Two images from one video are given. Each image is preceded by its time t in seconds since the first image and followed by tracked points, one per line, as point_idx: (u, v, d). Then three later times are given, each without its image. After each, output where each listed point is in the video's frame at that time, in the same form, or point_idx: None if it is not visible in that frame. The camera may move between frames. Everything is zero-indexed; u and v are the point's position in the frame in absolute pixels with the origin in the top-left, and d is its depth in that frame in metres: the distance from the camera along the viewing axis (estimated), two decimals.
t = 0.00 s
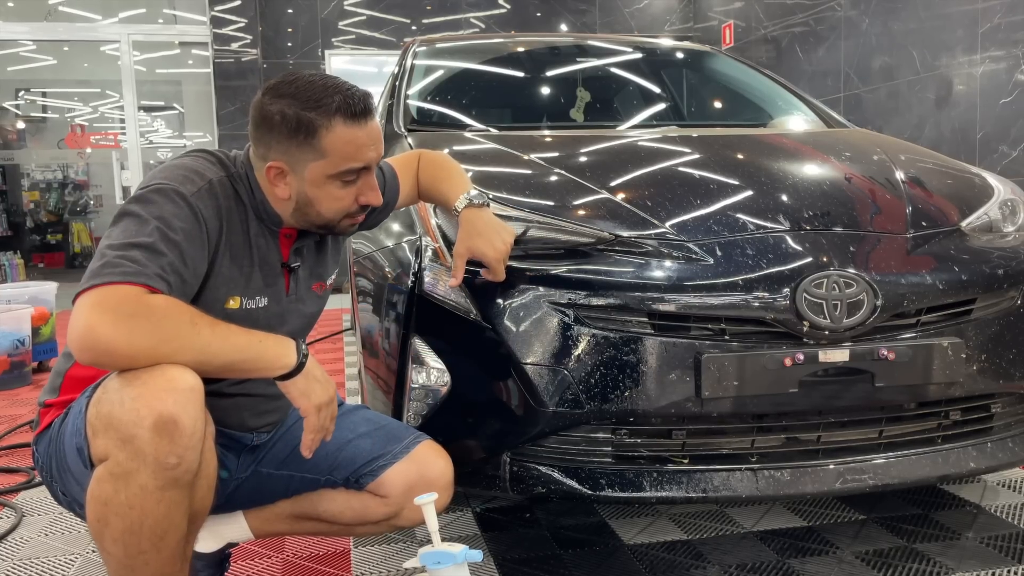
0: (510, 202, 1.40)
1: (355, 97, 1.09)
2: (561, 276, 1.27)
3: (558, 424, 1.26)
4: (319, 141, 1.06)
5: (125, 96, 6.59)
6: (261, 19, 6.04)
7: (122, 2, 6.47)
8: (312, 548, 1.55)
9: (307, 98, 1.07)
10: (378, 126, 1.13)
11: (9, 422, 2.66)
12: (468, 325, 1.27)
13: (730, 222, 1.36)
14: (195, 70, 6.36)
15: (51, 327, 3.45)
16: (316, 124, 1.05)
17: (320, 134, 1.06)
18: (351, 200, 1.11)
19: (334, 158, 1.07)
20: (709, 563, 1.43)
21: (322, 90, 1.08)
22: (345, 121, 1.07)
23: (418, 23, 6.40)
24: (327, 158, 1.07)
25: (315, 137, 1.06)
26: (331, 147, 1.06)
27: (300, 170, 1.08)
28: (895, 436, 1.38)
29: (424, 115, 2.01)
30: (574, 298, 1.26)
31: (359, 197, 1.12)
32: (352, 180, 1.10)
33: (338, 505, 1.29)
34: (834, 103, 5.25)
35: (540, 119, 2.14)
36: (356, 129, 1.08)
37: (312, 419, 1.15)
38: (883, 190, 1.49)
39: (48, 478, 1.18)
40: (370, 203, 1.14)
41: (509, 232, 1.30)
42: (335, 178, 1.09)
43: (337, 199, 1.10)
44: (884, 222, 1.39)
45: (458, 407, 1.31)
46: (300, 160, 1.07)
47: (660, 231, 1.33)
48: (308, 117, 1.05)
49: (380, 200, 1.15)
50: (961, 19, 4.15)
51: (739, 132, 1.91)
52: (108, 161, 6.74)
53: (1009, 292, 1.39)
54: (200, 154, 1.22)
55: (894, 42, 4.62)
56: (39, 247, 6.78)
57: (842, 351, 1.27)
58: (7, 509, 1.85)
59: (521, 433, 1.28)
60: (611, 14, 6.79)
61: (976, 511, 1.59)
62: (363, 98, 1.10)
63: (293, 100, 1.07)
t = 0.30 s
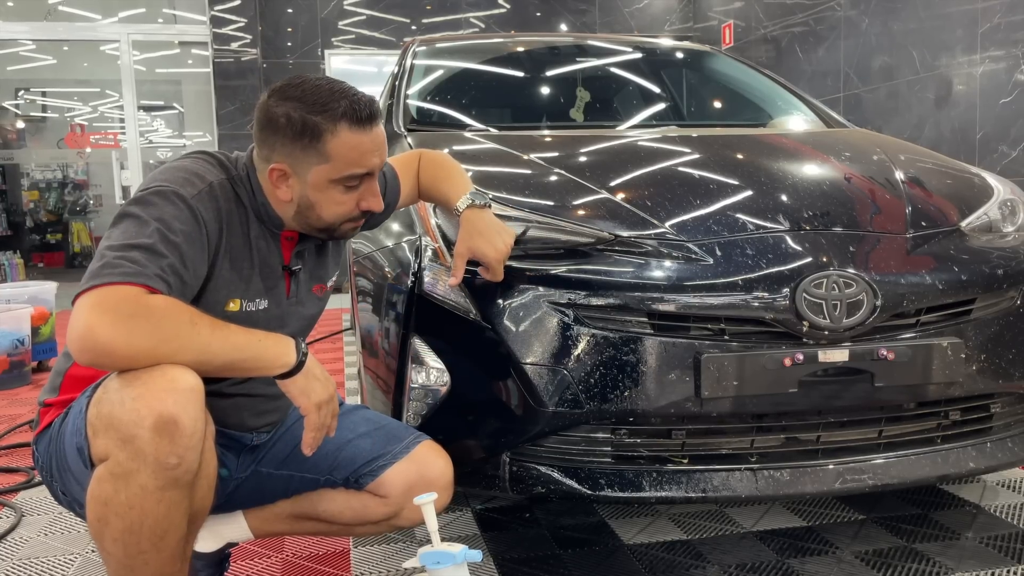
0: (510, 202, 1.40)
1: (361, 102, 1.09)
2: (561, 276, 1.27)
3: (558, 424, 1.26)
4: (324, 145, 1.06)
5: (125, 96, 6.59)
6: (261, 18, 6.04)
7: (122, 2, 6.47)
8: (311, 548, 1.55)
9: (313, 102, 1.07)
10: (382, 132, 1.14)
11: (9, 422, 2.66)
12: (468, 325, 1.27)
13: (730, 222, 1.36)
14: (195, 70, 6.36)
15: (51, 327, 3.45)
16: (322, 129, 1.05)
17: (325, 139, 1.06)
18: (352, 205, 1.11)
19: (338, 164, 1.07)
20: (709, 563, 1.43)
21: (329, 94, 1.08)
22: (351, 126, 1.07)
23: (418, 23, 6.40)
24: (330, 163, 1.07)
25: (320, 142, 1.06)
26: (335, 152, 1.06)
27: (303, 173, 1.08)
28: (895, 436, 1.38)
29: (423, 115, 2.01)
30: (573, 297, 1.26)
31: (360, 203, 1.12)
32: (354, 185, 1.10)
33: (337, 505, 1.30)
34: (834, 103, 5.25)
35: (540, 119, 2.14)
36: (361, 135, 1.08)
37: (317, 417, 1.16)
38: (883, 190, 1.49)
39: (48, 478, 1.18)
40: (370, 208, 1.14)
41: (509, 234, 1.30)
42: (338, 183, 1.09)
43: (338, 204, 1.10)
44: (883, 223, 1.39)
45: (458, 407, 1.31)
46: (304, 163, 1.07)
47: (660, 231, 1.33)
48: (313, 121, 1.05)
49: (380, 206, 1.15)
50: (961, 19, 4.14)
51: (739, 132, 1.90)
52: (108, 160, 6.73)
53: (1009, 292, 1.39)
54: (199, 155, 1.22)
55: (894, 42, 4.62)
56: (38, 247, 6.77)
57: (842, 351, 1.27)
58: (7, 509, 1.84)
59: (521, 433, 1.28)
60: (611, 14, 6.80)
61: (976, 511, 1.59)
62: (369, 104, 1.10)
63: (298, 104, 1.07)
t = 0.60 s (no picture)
0: (510, 202, 1.40)
1: (387, 91, 1.09)
2: (561, 276, 1.27)
3: (558, 424, 1.26)
4: (347, 126, 1.05)
5: (125, 96, 6.59)
6: (260, 18, 6.04)
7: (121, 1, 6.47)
8: (311, 548, 1.55)
9: (340, 86, 1.06)
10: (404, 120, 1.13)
11: (9, 422, 2.65)
12: (468, 324, 1.27)
13: (730, 221, 1.36)
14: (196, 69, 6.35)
15: (51, 327, 3.46)
16: (348, 110, 1.04)
17: (349, 120, 1.05)
18: (365, 191, 1.09)
19: (359, 146, 1.05)
20: (709, 563, 1.43)
21: (356, 81, 1.07)
22: (376, 112, 1.06)
23: (418, 22, 6.40)
24: (352, 145, 1.05)
25: (344, 123, 1.05)
26: (359, 134, 1.05)
27: (322, 154, 1.06)
28: (895, 436, 1.38)
29: (423, 115, 2.01)
30: (573, 297, 1.26)
31: (373, 190, 1.10)
32: (369, 170, 1.08)
33: (337, 507, 1.30)
34: (834, 103, 5.25)
35: (540, 118, 2.14)
36: (383, 120, 1.07)
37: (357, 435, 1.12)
38: (883, 190, 1.49)
39: (46, 482, 1.18)
40: (382, 197, 1.12)
41: (507, 233, 1.30)
42: (355, 166, 1.07)
43: (354, 188, 1.08)
44: (883, 223, 1.39)
45: (458, 407, 1.31)
46: (324, 143, 1.06)
47: (660, 231, 1.33)
48: (341, 102, 1.04)
49: (391, 197, 1.13)
50: (961, 19, 4.15)
51: (739, 132, 1.90)
52: (107, 160, 6.72)
53: (1008, 293, 1.39)
54: (207, 146, 1.21)
55: (894, 42, 4.62)
56: (38, 246, 6.76)
57: (842, 351, 1.27)
58: (6, 508, 1.84)
59: (521, 432, 1.28)
60: (611, 14, 6.80)
61: (976, 511, 1.59)
62: (394, 95, 1.10)
63: (325, 86, 1.06)
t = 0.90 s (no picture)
0: (509, 202, 1.40)
1: (393, 96, 1.07)
2: (559, 276, 1.27)
3: (557, 424, 1.26)
4: (354, 134, 1.03)
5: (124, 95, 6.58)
6: (260, 18, 6.04)
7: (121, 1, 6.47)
8: (310, 548, 1.55)
9: (346, 92, 1.05)
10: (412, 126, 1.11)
11: (7, 422, 2.64)
12: (467, 324, 1.27)
13: (729, 221, 1.36)
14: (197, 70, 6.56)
15: (50, 327, 3.45)
16: (354, 118, 1.03)
17: (356, 128, 1.03)
18: (375, 199, 1.08)
19: (367, 154, 1.04)
20: (708, 563, 1.43)
21: (362, 86, 1.05)
22: (383, 118, 1.04)
23: (418, 22, 6.41)
24: (360, 153, 1.04)
25: (351, 130, 1.03)
26: (366, 142, 1.03)
27: (330, 162, 1.05)
28: (894, 436, 1.38)
29: (423, 115, 2.01)
30: (572, 297, 1.26)
31: (383, 198, 1.09)
32: (379, 178, 1.07)
33: (334, 507, 1.30)
34: (833, 103, 5.25)
35: (539, 118, 2.14)
36: (391, 128, 1.05)
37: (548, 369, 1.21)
38: (883, 190, 1.49)
39: (43, 483, 1.18)
40: (393, 204, 1.10)
41: (506, 235, 1.30)
42: (364, 174, 1.06)
43: (365, 195, 1.07)
44: (882, 223, 1.39)
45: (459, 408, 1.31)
46: (332, 151, 1.04)
47: (659, 231, 1.33)
48: (347, 111, 1.03)
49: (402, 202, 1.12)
50: (960, 20, 4.15)
51: (739, 132, 1.90)
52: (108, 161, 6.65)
53: (1008, 293, 1.39)
54: (232, 173, 1.12)
55: (894, 42, 4.62)
56: (38, 246, 6.73)
57: (841, 351, 1.27)
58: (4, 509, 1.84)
59: (520, 432, 1.28)
60: (611, 14, 6.80)
61: (975, 511, 1.59)
62: (401, 100, 1.08)
63: (331, 93, 1.05)
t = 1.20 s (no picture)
0: (509, 202, 1.40)
1: (418, 117, 1.05)
2: (558, 276, 1.27)
3: (557, 424, 1.27)
4: (374, 152, 1.01)
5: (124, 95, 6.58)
6: (260, 18, 6.04)
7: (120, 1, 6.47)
8: (310, 547, 1.55)
9: (371, 109, 1.03)
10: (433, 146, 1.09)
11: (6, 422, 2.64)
12: (467, 324, 1.28)
13: (729, 222, 1.36)
14: (194, 68, 6.67)
15: (49, 327, 3.45)
16: (376, 136, 1.01)
17: (377, 146, 1.01)
18: (388, 216, 1.06)
19: (386, 172, 1.02)
20: (707, 563, 1.43)
21: (389, 104, 1.03)
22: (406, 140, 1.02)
23: (418, 22, 6.42)
24: (379, 170, 1.02)
25: (371, 148, 1.01)
26: (387, 160, 1.02)
27: (347, 175, 1.03)
28: (893, 437, 1.38)
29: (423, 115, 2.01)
30: (572, 298, 1.26)
31: (397, 216, 1.07)
32: (395, 198, 1.05)
33: (333, 509, 1.31)
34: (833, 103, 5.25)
35: (539, 118, 2.14)
36: (413, 149, 1.03)
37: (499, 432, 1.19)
38: (882, 191, 1.49)
39: (45, 477, 1.18)
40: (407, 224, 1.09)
41: (516, 234, 1.29)
42: (380, 191, 1.04)
43: (380, 212, 1.05)
44: (882, 223, 1.39)
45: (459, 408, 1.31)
46: (350, 167, 1.03)
47: (659, 231, 1.33)
48: (369, 128, 1.01)
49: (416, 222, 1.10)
50: (960, 20, 4.15)
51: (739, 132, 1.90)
52: (106, 160, 6.66)
53: (1007, 293, 1.39)
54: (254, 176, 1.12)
55: (893, 42, 4.62)
56: (37, 246, 6.72)
57: (841, 351, 1.28)
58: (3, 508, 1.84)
59: (519, 432, 1.28)
60: (610, 14, 6.81)
61: (974, 512, 1.60)
62: (426, 121, 1.06)
63: (356, 108, 1.03)
